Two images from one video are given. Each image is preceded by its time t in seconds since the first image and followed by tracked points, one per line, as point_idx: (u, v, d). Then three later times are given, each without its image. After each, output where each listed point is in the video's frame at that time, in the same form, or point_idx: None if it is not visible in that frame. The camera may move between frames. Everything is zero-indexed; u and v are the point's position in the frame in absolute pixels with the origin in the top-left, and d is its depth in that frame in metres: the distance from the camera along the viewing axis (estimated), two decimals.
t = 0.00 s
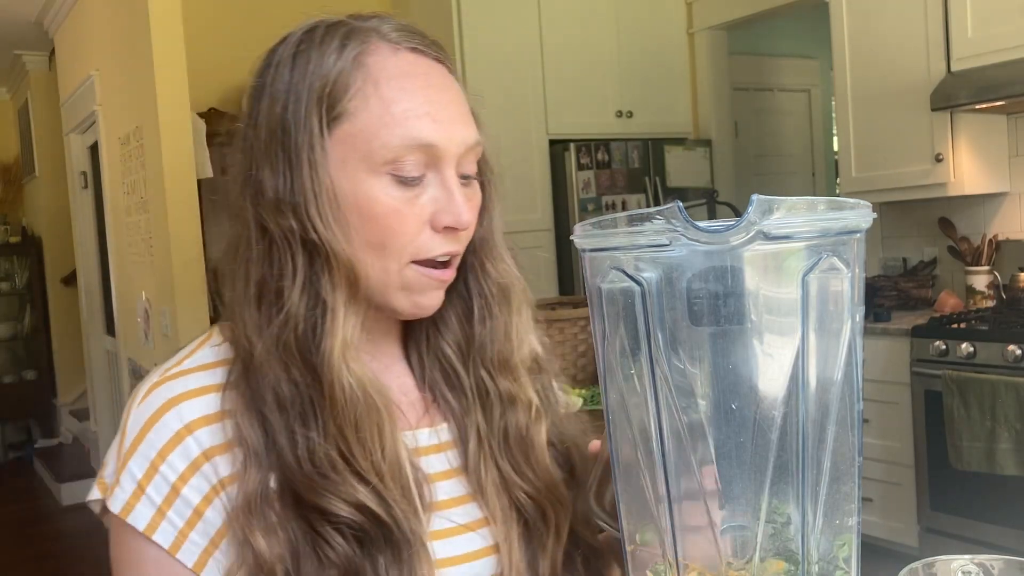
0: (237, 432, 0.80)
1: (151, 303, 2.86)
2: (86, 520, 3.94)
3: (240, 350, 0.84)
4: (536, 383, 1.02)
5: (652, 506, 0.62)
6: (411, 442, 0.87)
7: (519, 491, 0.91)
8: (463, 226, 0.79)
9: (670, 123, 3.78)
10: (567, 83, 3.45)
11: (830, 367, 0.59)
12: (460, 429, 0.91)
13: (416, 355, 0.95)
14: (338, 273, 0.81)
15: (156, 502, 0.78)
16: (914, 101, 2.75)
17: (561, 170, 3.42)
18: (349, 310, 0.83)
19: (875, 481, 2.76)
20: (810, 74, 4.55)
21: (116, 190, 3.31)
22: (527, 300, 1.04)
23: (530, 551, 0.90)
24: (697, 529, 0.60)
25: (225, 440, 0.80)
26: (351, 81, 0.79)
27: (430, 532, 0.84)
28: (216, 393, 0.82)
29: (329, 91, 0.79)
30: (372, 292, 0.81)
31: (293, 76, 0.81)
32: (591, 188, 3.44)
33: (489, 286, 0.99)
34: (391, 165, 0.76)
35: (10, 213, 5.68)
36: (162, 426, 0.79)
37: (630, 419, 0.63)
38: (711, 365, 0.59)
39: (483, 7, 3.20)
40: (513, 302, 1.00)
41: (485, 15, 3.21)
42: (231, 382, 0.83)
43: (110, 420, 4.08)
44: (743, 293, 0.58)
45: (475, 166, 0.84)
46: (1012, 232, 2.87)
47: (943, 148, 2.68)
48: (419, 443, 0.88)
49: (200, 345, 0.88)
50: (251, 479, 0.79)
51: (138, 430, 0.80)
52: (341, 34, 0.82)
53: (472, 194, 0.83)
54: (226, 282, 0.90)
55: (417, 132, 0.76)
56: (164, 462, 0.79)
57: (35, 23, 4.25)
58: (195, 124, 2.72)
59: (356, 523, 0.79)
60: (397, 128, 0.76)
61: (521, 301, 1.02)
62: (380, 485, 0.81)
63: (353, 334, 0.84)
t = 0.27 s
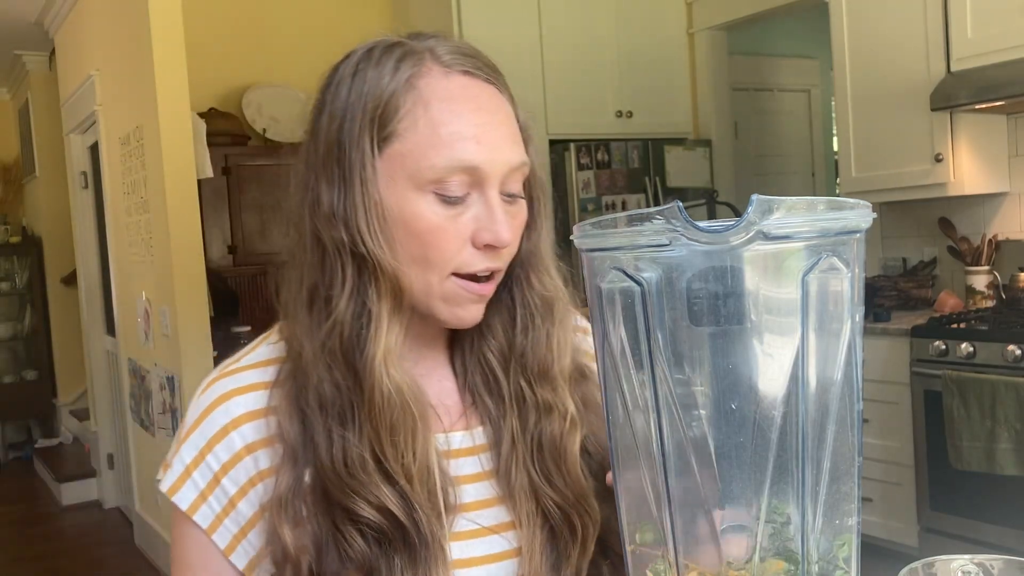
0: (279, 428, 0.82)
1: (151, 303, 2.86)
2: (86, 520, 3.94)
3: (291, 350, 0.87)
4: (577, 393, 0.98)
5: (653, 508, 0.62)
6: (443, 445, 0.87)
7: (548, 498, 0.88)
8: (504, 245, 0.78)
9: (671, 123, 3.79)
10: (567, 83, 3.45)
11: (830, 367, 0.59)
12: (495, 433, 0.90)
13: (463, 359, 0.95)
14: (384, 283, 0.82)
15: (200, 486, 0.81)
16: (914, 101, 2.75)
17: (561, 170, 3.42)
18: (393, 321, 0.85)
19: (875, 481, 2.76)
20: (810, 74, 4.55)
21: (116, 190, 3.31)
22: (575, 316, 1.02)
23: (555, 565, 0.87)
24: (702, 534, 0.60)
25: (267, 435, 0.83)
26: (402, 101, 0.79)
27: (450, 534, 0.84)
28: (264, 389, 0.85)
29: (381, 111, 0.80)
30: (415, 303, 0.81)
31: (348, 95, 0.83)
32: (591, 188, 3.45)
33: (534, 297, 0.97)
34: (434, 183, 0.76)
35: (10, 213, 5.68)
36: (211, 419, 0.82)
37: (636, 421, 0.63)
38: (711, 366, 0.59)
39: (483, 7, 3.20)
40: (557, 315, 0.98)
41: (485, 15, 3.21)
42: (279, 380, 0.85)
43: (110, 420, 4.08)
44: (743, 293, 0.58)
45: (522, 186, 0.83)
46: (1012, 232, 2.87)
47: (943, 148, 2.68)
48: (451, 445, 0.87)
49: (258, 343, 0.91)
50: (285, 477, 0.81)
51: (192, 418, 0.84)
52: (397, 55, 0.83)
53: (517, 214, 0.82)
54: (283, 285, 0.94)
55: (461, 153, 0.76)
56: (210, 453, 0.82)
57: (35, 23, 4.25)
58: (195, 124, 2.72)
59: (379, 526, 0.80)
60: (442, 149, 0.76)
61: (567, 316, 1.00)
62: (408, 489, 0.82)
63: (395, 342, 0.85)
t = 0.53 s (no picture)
0: (302, 413, 0.85)
1: (151, 303, 2.86)
2: (85, 520, 3.94)
3: (320, 336, 0.89)
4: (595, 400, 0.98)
5: (653, 507, 0.62)
6: (457, 443, 0.87)
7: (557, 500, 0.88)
8: (526, 251, 0.76)
9: (671, 123, 3.78)
10: (567, 83, 3.45)
11: (830, 366, 0.59)
12: (512, 431, 0.89)
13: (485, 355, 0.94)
14: (407, 283, 0.84)
15: (227, 462, 0.84)
16: (914, 101, 2.75)
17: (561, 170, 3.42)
18: (415, 319, 0.87)
19: (875, 481, 2.76)
20: (809, 74, 4.55)
21: (116, 190, 3.32)
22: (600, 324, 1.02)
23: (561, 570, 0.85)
24: (701, 532, 0.60)
25: (291, 419, 0.86)
26: (431, 103, 0.79)
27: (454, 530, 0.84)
28: (291, 373, 0.87)
29: (410, 114, 0.81)
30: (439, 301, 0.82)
31: (382, 96, 0.84)
32: (591, 188, 3.57)
33: (560, 300, 0.97)
34: (457, 187, 0.76)
35: (10, 213, 5.68)
36: (238, 398, 0.85)
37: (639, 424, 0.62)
38: (711, 366, 0.59)
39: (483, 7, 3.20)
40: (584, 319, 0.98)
41: (485, 15, 3.21)
42: (305, 366, 0.88)
43: (110, 420, 4.08)
44: (743, 292, 0.58)
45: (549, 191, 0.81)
46: (1011, 232, 2.87)
47: (943, 148, 2.68)
48: (466, 443, 0.88)
49: (291, 327, 0.94)
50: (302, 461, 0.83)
51: (223, 396, 0.87)
52: (431, 56, 0.83)
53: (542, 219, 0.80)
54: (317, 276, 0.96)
55: (486, 157, 0.75)
56: (237, 430, 0.85)
57: (35, 23, 4.25)
58: (195, 124, 2.72)
59: (386, 519, 0.81)
60: (467, 153, 0.76)
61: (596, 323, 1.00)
62: (418, 483, 0.83)
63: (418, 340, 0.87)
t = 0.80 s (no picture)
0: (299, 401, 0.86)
1: (151, 303, 2.86)
2: (85, 520, 3.94)
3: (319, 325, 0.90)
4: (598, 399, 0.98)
5: (653, 507, 0.62)
6: (460, 436, 0.87)
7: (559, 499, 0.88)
8: (529, 248, 0.77)
9: (671, 123, 3.79)
10: (567, 83, 3.45)
11: (831, 366, 0.59)
12: (511, 430, 0.89)
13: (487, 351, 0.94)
14: (418, 269, 0.83)
15: (218, 450, 0.85)
16: (914, 101, 2.75)
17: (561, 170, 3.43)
18: (427, 307, 0.86)
19: (874, 481, 2.76)
20: (809, 74, 4.56)
21: (116, 190, 3.32)
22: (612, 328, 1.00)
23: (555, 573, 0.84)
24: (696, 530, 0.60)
25: (286, 407, 0.87)
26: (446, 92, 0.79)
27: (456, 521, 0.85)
28: (289, 360, 0.88)
29: (422, 102, 0.80)
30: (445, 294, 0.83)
31: (398, 79, 0.84)
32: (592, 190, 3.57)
33: (575, 305, 0.96)
34: (465, 179, 0.76)
35: (10, 213, 5.68)
36: (234, 384, 0.86)
37: (636, 423, 0.62)
38: (711, 365, 0.59)
39: (483, 7, 3.20)
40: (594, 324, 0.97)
41: (484, 15, 3.21)
42: (302, 354, 0.89)
43: (110, 420, 4.08)
44: (743, 292, 0.58)
45: (558, 189, 0.80)
46: (1011, 232, 2.87)
47: (943, 148, 2.68)
48: (467, 438, 0.87)
49: (291, 314, 0.95)
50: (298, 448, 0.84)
51: (217, 383, 0.88)
52: (450, 44, 0.82)
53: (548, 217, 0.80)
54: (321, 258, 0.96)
55: (496, 151, 0.74)
56: (230, 418, 0.86)
57: (35, 23, 4.25)
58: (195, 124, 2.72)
59: (385, 505, 0.82)
60: (478, 146, 0.75)
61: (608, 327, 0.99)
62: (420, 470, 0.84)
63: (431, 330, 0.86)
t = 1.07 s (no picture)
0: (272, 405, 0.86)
1: (151, 303, 2.86)
2: (86, 520, 3.94)
3: (288, 331, 0.91)
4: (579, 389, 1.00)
5: (652, 507, 0.62)
6: (442, 433, 0.89)
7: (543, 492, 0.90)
8: (502, 244, 0.79)
9: (671, 123, 3.79)
10: (567, 83, 3.45)
11: (831, 366, 0.59)
12: (494, 426, 0.92)
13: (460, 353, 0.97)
14: (394, 268, 0.84)
15: (186, 461, 0.84)
16: (914, 101, 2.75)
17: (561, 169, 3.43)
18: (404, 304, 0.86)
19: (874, 481, 2.76)
20: (809, 74, 4.55)
21: (117, 190, 3.32)
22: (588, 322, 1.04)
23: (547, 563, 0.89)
24: (695, 528, 0.60)
25: (258, 412, 0.86)
26: (417, 91, 0.80)
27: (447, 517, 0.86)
28: (260, 366, 0.88)
29: (394, 100, 0.81)
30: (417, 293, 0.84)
31: (370, 79, 0.85)
32: (591, 189, 3.55)
33: (551, 300, 1.00)
34: (440, 177, 0.78)
35: (10, 213, 5.68)
36: (202, 392, 0.86)
37: (632, 421, 0.63)
38: (711, 365, 0.59)
39: (483, 7, 3.20)
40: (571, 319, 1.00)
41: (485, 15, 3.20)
42: (273, 360, 0.89)
43: (110, 420, 4.08)
44: (743, 293, 0.57)
45: (530, 185, 0.83)
46: (1011, 232, 2.87)
47: (943, 148, 2.69)
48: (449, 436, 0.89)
49: (258, 322, 0.95)
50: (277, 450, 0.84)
51: (184, 391, 0.87)
52: (420, 44, 0.84)
53: (521, 213, 0.83)
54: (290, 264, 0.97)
55: (469, 147, 0.76)
56: (199, 426, 0.85)
57: (35, 23, 4.25)
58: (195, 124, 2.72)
59: (373, 503, 0.82)
60: (451, 143, 0.77)
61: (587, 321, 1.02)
62: (408, 468, 0.85)
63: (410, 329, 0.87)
